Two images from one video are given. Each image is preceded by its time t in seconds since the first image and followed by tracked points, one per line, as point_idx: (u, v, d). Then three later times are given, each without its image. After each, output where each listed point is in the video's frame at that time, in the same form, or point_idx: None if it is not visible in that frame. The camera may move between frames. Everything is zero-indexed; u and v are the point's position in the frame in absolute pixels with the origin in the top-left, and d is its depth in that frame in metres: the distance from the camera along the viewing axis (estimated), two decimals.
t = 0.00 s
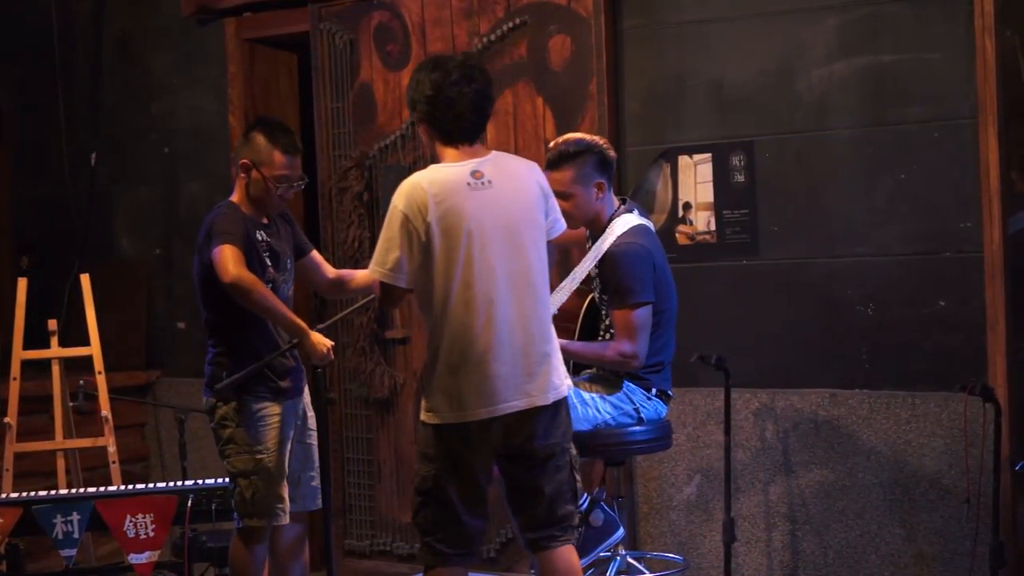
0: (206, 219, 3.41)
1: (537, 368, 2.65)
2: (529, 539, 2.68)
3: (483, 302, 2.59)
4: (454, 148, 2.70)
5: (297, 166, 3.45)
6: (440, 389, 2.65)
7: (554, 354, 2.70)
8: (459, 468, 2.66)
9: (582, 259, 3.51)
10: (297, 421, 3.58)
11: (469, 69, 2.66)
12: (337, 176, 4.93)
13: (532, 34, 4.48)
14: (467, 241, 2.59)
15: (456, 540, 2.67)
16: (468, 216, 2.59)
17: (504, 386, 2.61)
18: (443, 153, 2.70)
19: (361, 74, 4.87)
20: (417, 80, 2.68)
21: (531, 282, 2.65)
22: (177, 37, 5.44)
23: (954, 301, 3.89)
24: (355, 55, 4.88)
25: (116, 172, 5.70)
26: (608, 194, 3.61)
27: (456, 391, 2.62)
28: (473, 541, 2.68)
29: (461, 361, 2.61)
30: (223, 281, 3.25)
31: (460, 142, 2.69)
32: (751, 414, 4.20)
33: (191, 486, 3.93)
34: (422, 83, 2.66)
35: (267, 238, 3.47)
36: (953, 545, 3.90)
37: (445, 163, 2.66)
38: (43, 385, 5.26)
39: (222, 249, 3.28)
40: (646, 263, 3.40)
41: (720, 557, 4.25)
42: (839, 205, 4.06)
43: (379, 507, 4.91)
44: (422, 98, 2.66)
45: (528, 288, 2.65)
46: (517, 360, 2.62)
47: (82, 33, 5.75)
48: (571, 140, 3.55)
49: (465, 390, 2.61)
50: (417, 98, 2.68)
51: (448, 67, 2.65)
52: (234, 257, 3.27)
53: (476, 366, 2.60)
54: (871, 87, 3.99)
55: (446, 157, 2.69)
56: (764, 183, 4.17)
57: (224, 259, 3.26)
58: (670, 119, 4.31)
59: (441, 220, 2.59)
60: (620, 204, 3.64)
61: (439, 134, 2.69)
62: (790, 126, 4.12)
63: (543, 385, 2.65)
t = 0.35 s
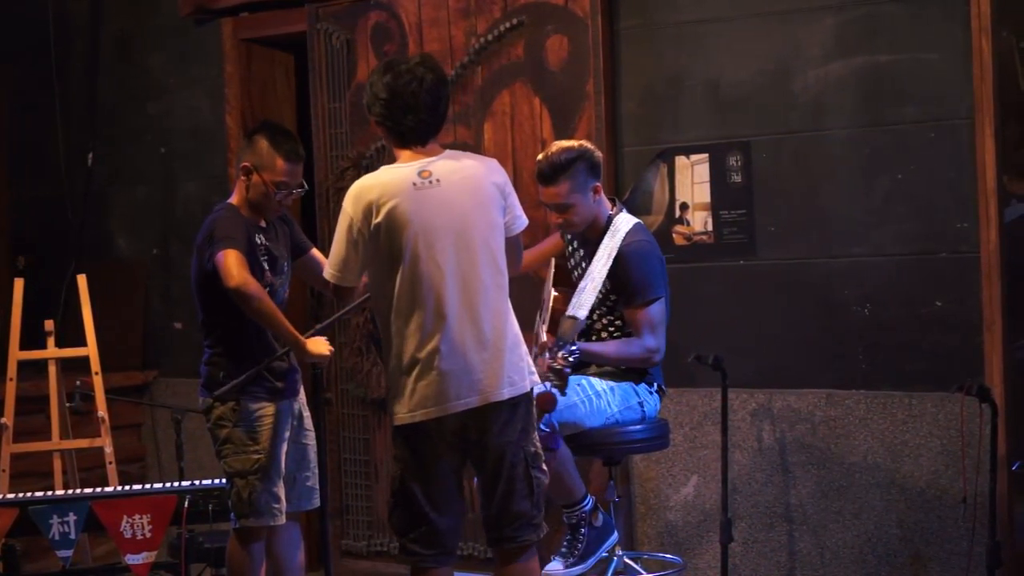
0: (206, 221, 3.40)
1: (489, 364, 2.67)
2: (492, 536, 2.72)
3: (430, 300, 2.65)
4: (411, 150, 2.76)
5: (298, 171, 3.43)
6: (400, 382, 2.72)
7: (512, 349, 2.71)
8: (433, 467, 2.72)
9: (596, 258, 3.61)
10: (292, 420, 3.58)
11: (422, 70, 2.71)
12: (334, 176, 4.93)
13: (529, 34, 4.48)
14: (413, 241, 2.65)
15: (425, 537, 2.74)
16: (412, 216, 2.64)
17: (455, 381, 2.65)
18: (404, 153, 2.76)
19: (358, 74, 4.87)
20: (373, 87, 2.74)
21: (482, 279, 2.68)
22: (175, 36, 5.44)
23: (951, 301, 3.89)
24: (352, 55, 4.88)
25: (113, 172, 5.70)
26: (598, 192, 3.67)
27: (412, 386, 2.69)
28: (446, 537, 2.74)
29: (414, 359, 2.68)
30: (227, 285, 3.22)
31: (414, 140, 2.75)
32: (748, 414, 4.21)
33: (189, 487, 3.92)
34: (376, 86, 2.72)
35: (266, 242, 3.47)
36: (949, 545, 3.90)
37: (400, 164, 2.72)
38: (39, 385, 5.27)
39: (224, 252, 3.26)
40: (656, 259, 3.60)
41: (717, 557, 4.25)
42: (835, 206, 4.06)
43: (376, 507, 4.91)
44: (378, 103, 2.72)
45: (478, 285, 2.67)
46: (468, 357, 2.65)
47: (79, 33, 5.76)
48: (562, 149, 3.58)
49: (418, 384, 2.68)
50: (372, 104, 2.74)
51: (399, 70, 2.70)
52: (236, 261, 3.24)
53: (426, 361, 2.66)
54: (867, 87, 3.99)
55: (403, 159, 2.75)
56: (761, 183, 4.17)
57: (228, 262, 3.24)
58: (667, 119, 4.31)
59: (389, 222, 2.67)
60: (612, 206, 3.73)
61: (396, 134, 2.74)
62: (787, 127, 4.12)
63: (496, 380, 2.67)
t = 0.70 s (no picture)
0: (201, 224, 3.40)
1: (484, 362, 2.67)
2: (493, 537, 2.72)
3: (424, 298, 2.65)
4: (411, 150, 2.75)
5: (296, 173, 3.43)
6: (396, 378, 2.74)
7: (507, 346, 2.71)
8: (431, 467, 2.72)
9: (634, 258, 3.65)
10: (291, 419, 3.58)
11: (424, 70, 2.71)
12: (334, 176, 4.93)
13: (528, 34, 4.48)
14: (407, 240, 2.65)
15: (421, 535, 2.74)
16: (405, 214, 2.64)
17: (447, 379, 2.65)
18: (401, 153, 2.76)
19: (358, 75, 4.87)
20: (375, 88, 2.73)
21: (477, 277, 2.67)
22: (174, 36, 5.44)
23: (950, 301, 3.89)
24: (352, 55, 4.88)
25: (113, 172, 5.71)
26: (607, 192, 3.73)
27: (407, 382, 2.70)
28: (445, 537, 2.74)
29: (408, 355, 2.69)
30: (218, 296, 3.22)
31: (415, 141, 2.74)
32: (747, 413, 4.21)
33: (188, 486, 3.88)
34: (378, 87, 2.72)
35: (263, 244, 3.47)
36: (948, 546, 3.89)
37: (399, 163, 2.72)
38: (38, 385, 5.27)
39: (217, 260, 3.26)
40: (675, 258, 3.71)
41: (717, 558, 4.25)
42: (834, 207, 4.06)
43: (375, 507, 4.91)
44: (381, 103, 2.72)
45: (473, 283, 2.67)
46: (461, 356, 2.65)
47: (78, 33, 5.76)
48: (580, 153, 3.63)
49: (412, 381, 2.69)
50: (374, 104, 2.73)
51: (400, 70, 2.70)
52: (229, 267, 3.25)
53: (420, 359, 2.67)
54: (866, 87, 3.99)
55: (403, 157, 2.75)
56: (759, 183, 4.17)
57: (221, 271, 3.24)
58: (666, 119, 4.31)
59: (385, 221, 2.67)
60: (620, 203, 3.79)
61: (397, 134, 2.74)
62: (786, 127, 4.12)
63: (489, 379, 2.66)
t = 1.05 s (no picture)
0: (199, 226, 3.39)
1: (486, 361, 2.66)
2: (498, 536, 2.73)
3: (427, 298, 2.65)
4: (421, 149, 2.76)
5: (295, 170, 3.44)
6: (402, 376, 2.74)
7: (510, 345, 2.70)
8: (434, 467, 2.72)
9: (645, 246, 3.66)
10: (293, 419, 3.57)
11: (436, 71, 2.73)
12: (334, 176, 4.93)
13: (528, 34, 4.48)
14: (410, 239, 2.65)
15: (426, 534, 2.74)
16: (409, 213, 2.64)
17: (451, 378, 2.65)
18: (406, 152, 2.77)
19: (359, 74, 4.87)
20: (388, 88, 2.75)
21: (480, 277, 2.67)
22: (174, 36, 5.44)
23: (950, 301, 3.89)
24: (352, 55, 4.88)
25: (112, 172, 5.71)
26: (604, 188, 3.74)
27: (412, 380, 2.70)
28: (448, 535, 2.75)
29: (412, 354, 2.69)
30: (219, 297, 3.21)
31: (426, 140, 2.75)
32: (747, 413, 4.21)
33: (189, 487, 3.87)
34: (391, 86, 2.74)
35: (259, 246, 3.46)
36: (949, 545, 3.90)
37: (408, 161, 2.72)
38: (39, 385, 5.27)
39: (212, 263, 3.26)
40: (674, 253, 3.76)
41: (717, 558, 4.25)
42: (834, 208, 4.06)
43: (375, 507, 4.91)
44: (393, 102, 2.73)
45: (475, 283, 2.66)
46: (463, 355, 2.65)
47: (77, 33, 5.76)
48: (576, 148, 3.66)
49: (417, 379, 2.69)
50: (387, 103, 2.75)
51: (414, 70, 2.72)
52: (226, 268, 3.24)
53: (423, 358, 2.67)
54: (865, 87, 3.99)
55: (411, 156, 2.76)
56: (759, 183, 4.17)
57: (216, 273, 3.23)
58: (666, 120, 4.31)
59: (390, 220, 2.67)
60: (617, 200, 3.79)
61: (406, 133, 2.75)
62: (786, 127, 4.12)
63: (492, 379, 2.66)
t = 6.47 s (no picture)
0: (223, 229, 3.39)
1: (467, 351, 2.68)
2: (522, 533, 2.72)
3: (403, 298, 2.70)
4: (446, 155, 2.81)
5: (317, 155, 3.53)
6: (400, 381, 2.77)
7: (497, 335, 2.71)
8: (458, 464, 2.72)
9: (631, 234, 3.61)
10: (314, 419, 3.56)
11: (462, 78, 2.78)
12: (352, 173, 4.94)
13: (548, 31, 4.48)
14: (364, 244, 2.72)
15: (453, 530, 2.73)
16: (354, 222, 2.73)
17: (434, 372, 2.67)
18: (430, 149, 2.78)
19: (378, 71, 4.88)
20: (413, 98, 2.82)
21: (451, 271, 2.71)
22: (193, 34, 5.45)
23: (971, 298, 3.88)
24: (371, 52, 4.89)
25: (131, 171, 5.73)
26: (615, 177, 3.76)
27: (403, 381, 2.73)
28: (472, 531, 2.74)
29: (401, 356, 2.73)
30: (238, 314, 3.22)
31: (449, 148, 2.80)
32: (767, 411, 4.20)
33: (207, 484, 3.79)
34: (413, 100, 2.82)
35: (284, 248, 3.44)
36: (968, 543, 3.88)
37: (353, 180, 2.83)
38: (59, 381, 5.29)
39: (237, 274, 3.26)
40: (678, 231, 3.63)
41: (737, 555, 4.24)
42: (854, 204, 4.05)
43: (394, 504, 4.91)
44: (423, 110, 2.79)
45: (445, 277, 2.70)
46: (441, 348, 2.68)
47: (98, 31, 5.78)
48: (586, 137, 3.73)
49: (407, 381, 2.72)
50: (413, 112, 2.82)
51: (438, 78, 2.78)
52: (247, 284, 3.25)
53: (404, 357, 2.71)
54: (886, 83, 3.98)
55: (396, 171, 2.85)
56: (779, 180, 4.17)
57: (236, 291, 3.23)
58: (686, 116, 4.31)
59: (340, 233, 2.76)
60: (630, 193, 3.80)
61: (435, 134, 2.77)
62: (806, 124, 4.11)
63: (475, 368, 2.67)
